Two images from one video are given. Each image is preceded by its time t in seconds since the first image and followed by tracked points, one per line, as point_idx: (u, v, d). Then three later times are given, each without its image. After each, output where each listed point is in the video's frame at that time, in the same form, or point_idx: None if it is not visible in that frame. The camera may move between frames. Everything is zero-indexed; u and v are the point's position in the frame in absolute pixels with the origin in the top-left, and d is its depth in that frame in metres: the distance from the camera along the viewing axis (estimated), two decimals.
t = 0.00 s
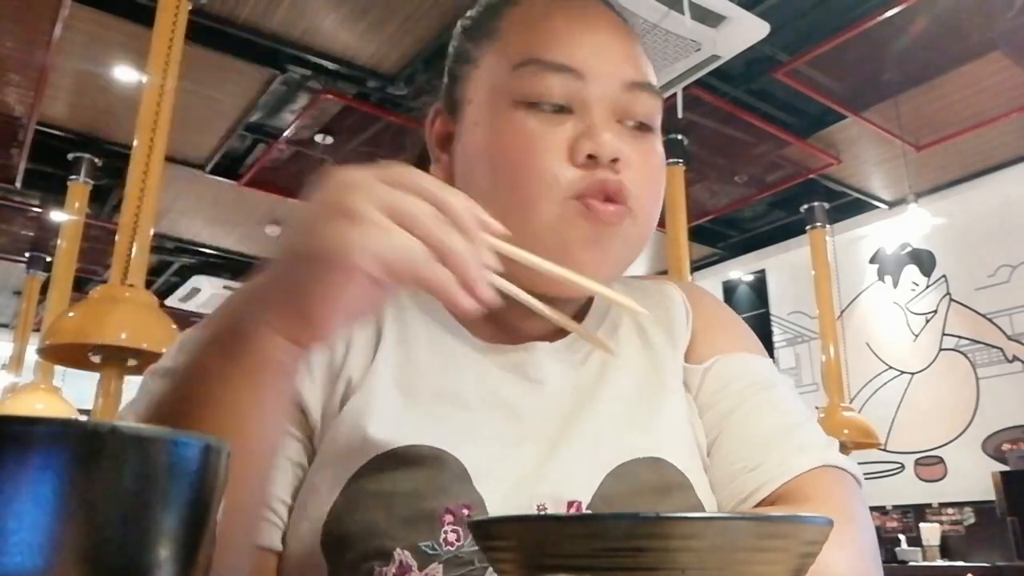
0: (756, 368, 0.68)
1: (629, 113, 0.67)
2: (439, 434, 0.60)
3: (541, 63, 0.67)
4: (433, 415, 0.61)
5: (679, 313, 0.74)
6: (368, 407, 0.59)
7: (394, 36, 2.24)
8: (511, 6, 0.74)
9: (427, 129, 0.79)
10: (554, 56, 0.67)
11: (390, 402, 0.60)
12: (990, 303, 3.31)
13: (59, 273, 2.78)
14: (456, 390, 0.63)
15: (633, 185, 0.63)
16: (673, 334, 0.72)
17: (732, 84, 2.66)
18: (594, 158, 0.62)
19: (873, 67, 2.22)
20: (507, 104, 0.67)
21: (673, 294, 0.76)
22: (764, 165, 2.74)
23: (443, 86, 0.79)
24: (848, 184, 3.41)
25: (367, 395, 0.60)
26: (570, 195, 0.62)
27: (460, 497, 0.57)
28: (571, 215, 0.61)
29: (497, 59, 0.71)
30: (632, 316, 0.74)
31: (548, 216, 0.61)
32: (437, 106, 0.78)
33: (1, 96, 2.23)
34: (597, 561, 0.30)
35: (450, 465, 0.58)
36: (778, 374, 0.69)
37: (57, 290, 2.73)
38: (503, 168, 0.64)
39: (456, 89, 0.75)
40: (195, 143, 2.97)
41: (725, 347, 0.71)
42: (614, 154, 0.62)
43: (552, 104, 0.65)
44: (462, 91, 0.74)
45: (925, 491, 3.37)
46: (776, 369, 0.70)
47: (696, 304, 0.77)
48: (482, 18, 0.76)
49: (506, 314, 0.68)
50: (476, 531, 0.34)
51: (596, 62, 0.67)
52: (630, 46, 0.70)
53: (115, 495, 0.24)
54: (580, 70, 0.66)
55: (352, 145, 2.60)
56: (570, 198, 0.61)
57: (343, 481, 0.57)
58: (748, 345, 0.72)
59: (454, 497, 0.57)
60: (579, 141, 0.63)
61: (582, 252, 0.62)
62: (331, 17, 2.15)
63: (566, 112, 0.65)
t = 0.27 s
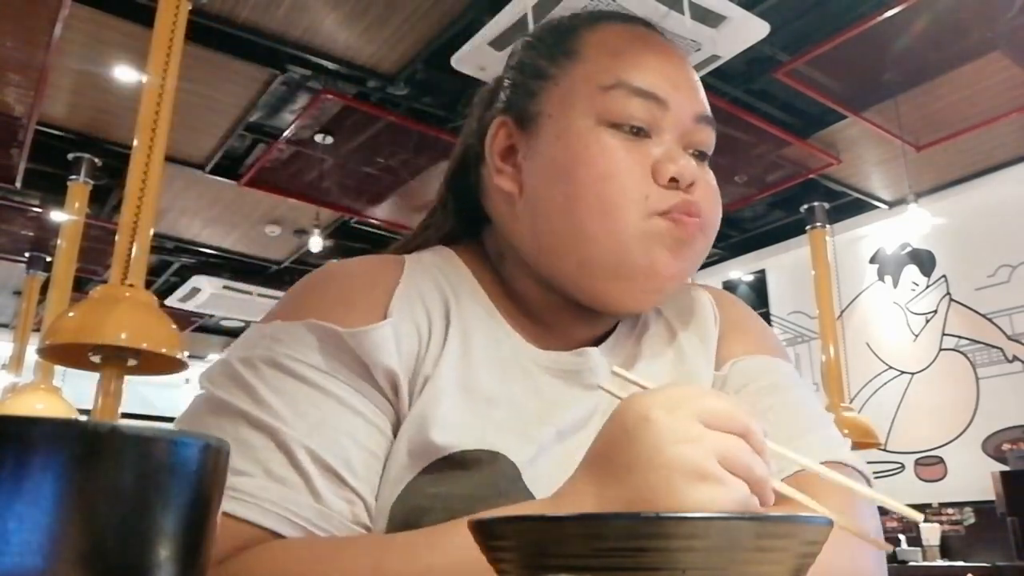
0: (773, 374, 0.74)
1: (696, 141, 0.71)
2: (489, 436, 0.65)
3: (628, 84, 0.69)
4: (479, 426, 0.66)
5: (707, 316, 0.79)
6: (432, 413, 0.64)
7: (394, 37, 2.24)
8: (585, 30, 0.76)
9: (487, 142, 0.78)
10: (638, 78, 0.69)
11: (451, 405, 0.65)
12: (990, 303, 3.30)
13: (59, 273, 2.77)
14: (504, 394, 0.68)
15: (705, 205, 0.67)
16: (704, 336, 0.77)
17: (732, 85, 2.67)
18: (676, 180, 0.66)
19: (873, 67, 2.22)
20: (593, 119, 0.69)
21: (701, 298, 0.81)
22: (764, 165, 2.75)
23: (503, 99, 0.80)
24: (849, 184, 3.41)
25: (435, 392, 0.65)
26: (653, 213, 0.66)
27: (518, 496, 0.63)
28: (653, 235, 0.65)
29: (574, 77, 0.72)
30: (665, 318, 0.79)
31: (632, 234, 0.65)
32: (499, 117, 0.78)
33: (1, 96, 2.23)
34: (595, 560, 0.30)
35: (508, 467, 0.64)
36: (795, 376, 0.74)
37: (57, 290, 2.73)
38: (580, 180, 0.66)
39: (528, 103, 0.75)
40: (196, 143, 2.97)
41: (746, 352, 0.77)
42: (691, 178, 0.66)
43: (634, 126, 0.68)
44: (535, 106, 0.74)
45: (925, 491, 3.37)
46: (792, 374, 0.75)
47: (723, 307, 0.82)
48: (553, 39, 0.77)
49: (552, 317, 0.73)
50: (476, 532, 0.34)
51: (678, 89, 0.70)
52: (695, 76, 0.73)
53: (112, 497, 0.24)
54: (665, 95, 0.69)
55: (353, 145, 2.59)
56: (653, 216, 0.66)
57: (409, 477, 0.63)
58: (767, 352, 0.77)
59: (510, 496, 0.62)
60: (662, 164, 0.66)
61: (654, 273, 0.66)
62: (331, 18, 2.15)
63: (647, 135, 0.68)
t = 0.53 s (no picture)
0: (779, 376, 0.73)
1: (718, 147, 0.69)
2: (503, 435, 0.63)
3: (655, 88, 0.67)
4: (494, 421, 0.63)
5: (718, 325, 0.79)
6: (446, 406, 0.60)
7: (394, 37, 2.24)
8: (613, 34, 0.74)
9: (511, 139, 0.75)
10: (666, 82, 0.67)
11: (469, 396, 0.63)
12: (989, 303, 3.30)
13: (59, 273, 2.77)
14: (516, 391, 0.65)
15: (723, 211, 0.64)
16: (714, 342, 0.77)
17: (731, 85, 2.66)
18: (697, 184, 0.63)
19: (873, 67, 2.22)
20: (616, 120, 0.66)
21: (712, 305, 0.82)
22: (764, 165, 2.75)
23: (528, 99, 0.78)
24: (849, 184, 3.41)
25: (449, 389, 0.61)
26: (672, 217, 0.62)
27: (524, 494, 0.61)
28: (671, 238, 0.62)
29: (599, 79, 0.70)
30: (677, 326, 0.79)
31: (651, 235, 0.62)
32: (524, 115, 0.75)
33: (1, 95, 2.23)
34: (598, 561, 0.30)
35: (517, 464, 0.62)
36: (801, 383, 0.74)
37: (57, 290, 2.73)
38: (602, 176, 0.64)
39: (555, 102, 0.73)
40: (196, 143, 2.97)
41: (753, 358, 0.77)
42: (713, 184, 0.63)
43: (659, 128, 0.65)
44: (562, 104, 0.72)
45: (925, 491, 3.37)
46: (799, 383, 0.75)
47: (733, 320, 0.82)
48: (582, 41, 0.76)
49: (562, 314, 0.72)
50: (475, 530, 0.34)
51: (700, 96, 0.68)
52: (720, 84, 0.71)
53: (113, 496, 0.24)
54: (689, 100, 0.67)
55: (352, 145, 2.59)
56: (670, 220, 0.62)
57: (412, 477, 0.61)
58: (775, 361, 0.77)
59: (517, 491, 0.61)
60: (684, 167, 0.63)
61: (675, 275, 0.63)
62: (331, 17, 2.15)
63: (671, 138, 0.65)
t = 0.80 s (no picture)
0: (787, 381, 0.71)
1: (736, 138, 0.67)
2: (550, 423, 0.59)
3: (678, 78, 0.66)
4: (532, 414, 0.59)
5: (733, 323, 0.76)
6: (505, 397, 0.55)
7: (394, 37, 2.24)
8: (630, 30, 0.73)
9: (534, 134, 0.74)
10: (685, 72, 0.66)
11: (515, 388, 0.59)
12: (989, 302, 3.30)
13: (58, 273, 2.77)
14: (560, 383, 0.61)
15: (744, 200, 0.63)
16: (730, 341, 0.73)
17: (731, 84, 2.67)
18: (719, 169, 0.61)
19: (873, 67, 2.22)
20: (642, 107, 0.65)
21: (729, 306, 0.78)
22: (764, 165, 2.75)
23: (553, 94, 0.76)
24: (848, 184, 3.41)
25: (510, 364, 0.57)
26: (695, 199, 0.60)
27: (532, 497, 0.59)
28: (697, 221, 0.60)
29: (618, 72, 0.69)
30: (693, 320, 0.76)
31: (676, 218, 0.59)
32: (549, 110, 0.74)
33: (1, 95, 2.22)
34: (623, 561, 0.29)
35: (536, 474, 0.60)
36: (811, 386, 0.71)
37: (56, 290, 2.73)
38: (627, 160, 0.62)
39: (579, 96, 0.71)
40: (196, 143, 2.97)
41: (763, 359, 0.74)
42: (735, 170, 0.62)
43: (681, 117, 0.64)
44: (585, 98, 0.70)
45: (925, 491, 3.37)
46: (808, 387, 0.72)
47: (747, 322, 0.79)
48: (605, 38, 0.74)
49: (590, 305, 0.69)
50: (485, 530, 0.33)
51: (722, 87, 0.67)
52: (737, 80, 0.70)
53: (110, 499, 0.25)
54: (710, 90, 0.66)
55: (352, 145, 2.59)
56: (694, 203, 0.60)
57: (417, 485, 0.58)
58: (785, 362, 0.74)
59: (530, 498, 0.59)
60: (706, 153, 0.61)
61: (699, 261, 0.61)
62: (331, 17, 2.15)
63: (694, 126, 0.64)
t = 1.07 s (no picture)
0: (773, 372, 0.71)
1: (668, 111, 0.70)
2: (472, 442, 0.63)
3: (589, 63, 0.69)
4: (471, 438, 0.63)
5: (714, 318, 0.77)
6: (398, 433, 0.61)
7: (394, 37, 2.24)
8: (548, 25, 0.76)
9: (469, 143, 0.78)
10: (600, 56, 0.69)
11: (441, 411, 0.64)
12: (990, 302, 3.30)
13: (59, 274, 2.77)
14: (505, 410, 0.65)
15: (682, 180, 0.64)
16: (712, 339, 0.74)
17: (731, 84, 2.67)
18: (648, 153, 0.63)
19: (873, 67, 2.22)
20: (559, 104, 0.68)
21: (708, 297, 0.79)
22: (763, 165, 2.75)
23: (484, 99, 0.80)
24: (849, 184, 3.41)
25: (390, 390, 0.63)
26: (626, 196, 0.62)
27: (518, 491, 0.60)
28: (630, 214, 0.62)
29: (539, 68, 0.72)
30: (673, 318, 0.77)
31: (608, 216, 0.62)
32: (479, 117, 0.78)
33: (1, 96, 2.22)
34: (622, 561, 0.29)
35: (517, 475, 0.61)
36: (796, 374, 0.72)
37: (56, 290, 2.73)
38: (554, 162, 0.65)
39: (514, 93, 0.74)
40: (196, 143, 2.97)
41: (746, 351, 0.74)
42: (665, 150, 0.64)
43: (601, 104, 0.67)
44: (507, 99, 0.75)
45: (925, 491, 3.37)
46: (794, 374, 0.72)
47: (728, 312, 0.79)
48: (521, 36, 0.78)
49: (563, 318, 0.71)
50: (486, 530, 0.34)
51: (642, 63, 0.70)
52: (664, 51, 0.72)
53: (113, 503, 0.24)
54: (629, 69, 0.69)
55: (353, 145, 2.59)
56: (627, 202, 0.62)
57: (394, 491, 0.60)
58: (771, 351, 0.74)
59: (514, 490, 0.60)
60: (632, 139, 0.64)
61: (643, 253, 0.63)
62: (331, 17, 2.15)
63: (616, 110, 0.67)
